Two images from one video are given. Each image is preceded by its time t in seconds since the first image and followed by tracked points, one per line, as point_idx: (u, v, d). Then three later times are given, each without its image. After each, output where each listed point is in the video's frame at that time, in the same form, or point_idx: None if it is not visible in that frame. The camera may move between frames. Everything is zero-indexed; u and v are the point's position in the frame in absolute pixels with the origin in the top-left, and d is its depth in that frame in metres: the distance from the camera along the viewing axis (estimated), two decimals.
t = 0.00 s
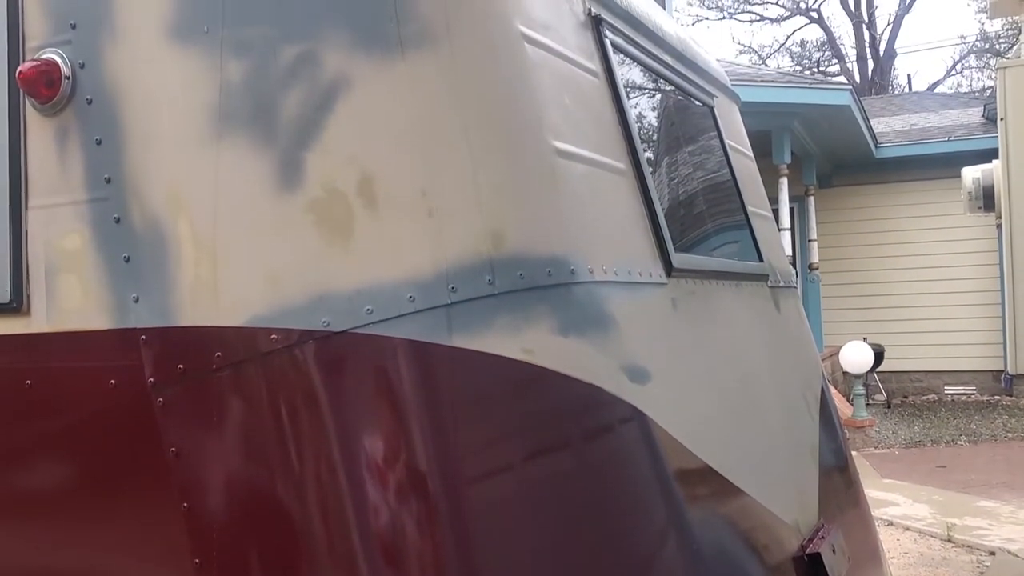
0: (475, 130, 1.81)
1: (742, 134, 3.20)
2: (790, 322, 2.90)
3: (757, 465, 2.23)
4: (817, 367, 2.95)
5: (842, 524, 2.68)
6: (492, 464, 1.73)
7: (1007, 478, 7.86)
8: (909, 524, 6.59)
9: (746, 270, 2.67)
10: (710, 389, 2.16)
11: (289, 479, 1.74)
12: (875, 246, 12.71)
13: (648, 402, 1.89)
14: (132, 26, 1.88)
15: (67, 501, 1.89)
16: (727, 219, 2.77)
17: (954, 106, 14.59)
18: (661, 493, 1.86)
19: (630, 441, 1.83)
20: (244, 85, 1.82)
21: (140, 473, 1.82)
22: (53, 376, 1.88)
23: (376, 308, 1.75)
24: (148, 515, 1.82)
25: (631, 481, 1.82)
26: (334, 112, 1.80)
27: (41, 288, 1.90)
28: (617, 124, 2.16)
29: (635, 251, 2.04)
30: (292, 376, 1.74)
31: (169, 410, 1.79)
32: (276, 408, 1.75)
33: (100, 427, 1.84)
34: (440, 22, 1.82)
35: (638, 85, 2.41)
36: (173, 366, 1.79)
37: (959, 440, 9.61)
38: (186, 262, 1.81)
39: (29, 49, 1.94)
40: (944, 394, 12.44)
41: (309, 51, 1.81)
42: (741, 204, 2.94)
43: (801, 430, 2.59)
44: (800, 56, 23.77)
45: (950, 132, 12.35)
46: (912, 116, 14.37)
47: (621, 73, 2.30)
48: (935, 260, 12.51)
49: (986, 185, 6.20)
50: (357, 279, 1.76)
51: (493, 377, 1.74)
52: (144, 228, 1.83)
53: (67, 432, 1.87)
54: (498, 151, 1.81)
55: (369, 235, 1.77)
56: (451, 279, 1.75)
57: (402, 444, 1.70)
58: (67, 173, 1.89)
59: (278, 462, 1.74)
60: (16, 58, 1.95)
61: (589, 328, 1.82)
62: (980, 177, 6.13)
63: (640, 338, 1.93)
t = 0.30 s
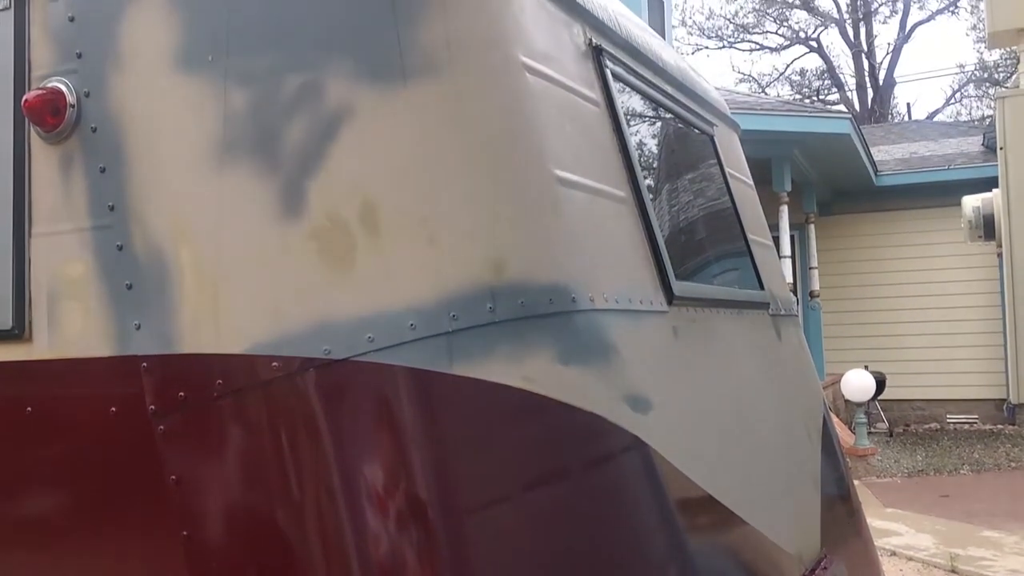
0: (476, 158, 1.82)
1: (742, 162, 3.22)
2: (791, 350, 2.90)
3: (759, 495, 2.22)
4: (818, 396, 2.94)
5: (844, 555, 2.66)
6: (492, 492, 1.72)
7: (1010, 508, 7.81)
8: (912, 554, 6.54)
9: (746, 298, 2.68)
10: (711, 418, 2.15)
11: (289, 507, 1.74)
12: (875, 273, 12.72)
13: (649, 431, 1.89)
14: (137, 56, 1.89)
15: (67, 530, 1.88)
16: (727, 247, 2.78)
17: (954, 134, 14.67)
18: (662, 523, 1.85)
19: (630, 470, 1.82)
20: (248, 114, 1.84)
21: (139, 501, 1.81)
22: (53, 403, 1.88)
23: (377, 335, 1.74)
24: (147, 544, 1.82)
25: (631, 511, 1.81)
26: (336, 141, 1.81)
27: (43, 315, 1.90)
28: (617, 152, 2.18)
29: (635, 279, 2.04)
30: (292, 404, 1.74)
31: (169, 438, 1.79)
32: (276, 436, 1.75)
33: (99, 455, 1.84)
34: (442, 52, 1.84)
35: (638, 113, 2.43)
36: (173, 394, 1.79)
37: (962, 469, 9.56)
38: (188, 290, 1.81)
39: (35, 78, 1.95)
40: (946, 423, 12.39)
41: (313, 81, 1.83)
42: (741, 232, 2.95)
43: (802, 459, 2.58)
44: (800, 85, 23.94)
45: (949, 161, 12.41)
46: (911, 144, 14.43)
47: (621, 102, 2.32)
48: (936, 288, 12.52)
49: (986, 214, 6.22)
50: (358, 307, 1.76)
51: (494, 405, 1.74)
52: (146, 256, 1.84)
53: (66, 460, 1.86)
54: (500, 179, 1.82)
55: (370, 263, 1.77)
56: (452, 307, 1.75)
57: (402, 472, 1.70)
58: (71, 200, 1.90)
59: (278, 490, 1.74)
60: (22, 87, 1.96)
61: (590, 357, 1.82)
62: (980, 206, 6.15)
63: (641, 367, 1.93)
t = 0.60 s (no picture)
0: (477, 185, 1.82)
1: (742, 188, 3.23)
2: (792, 377, 2.90)
3: (759, 522, 2.21)
4: (820, 422, 2.94)
5: None
6: (492, 519, 1.71)
7: (1013, 537, 7.75)
8: None
9: (746, 325, 2.68)
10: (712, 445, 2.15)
11: (289, 533, 1.73)
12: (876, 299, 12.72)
13: (649, 458, 1.88)
14: (142, 83, 1.91)
15: (64, 554, 1.88)
16: (727, 273, 2.79)
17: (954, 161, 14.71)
18: (663, 551, 1.84)
19: (631, 497, 1.82)
20: (251, 140, 1.85)
21: (139, 525, 1.82)
22: (53, 427, 1.88)
23: (377, 361, 1.74)
24: (145, 569, 1.83)
25: (632, 538, 1.80)
26: (339, 167, 1.82)
27: (44, 340, 1.90)
28: (617, 179, 2.19)
29: (636, 306, 2.05)
30: (293, 430, 1.75)
31: (169, 464, 1.80)
32: (275, 462, 1.75)
33: (100, 480, 1.85)
34: (444, 79, 1.85)
35: (638, 139, 2.44)
36: (173, 420, 1.80)
37: (965, 498, 9.50)
38: (190, 315, 1.82)
39: (40, 104, 1.96)
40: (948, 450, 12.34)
41: (316, 108, 1.84)
42: (741, 258, 2.95)
43: (803, 487, 2.57)
44: (800, 112, 24.06)
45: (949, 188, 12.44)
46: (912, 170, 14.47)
47: (621, 128, 2.33)
48: (937, 314, 12.50)
49: (987, 241, 6.22)
50: (359, 333, 1.76)
51: (494, 432, 1.73)
52: (148, 281, 1.85)
53: (66, 484, 1.87)
54: (501, 206, 1.83)
55: (371, 288, 1.77)
56: (452, 333, 1.76)
57: (401, 499, 1.70)
58: (73, 225, 1.91)
59: (277, 516, 1.74)
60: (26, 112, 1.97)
61: (590, 383, 1.82)
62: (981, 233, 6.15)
63: (641, 393, 1.93)
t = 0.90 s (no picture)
0: (479, 210, 1.83)
1: (742, 213, 3.24)
2: (794, 402, 2.89)
3: (761, 548, 2.20)
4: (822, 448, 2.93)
5: None
6: (492, 544, 1.70)
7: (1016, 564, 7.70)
8: None
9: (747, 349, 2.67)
10: (714, 471, 2.14)
11: (287, 558, 1.72)
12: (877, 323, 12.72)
13: (650, 484, 1.88)
14: (146, 107, 1.92)
15: None
16: (727, 297, 2.79)
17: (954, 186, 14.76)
18: None
19: (632, 523, 1.81)
20: (253, 164, 1.86)
21: (137, 549, 1.81)
22: (53, 450, 1.88)
23: (378, 385, 1.74)
24: None
25: (633, 564, 1.79)
26: (341, 192, 1.82)
27: (45, 362, 1.90)
28: (618, 203, 2.20)
29: (637, 330, 2.05)
30: (292, 454, 1.74)
31: (168, 487, 1.80)
32: (275, 486, 1.74)
33: (98, 503, 1.84)
34: (446, 105, 1.87)
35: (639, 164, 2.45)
36: (173, 444, 1.80)
37: (967, 524, 9.44)
38: (191, 338, 1.82)
39: (45, 127, 1.98)
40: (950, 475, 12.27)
41: (318, 133, 1.85)
42: (741, 282, 2.96)
43: (805, 512, 2.55)
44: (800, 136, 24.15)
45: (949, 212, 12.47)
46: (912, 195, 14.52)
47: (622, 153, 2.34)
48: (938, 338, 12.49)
49: (987, 267, 6.23)
50: (359, 357, 1.76)
51: (495, 456, 1.73)
52: (149, 304, 1.85)
53: (64, 507, 1.87)
54: (502, 230, 1.83)
55: (372, 312, 1.77)
56: (453, 357, 1.75)
57: (401, 523, 1.68)
58: (75, 248, 1.91)
59: (275, 540, 1.73)
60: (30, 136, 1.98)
61: (592, 408, 1.82)
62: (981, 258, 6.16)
63: (642, 418, 1.92)
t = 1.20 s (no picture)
0: (480, 230, 1.84)
1: (742, 233, 3.24)
2: (795, 423, 2.88)
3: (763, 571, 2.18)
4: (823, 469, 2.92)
5: None
6: (493, 565, 1.69)
7: None
8: None
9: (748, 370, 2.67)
10: (714, 492, 2.13)
11: None
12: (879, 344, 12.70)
13: (651, 505, 1.87)
14: (150, 127, 1.93)
15: None
16: (728, 317, 2.79)
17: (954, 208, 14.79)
18: None
19: (633, 545, 1.80)
20: (256, 184, 1.86)
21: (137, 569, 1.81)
22: (53, 469, 1.87)
23: (379, 405, 1.74)
24: None
25: None
26: (342, 212, 1.83)
27: (45, 381, 1.90)
28: (619, 224, 2.20)
29: (638, 351, 2.05)
30: (292, 473, 1.74)
31: (168, 507, 1.79)
32: (275, 506, 1.74)
33: (99, 522, 1.84)
34: (448, 126, 1.88)
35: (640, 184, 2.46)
36: (174, 463, 1.79)
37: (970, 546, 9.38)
38: (192, 357, 1.81)
39: (48, 147, 1.98)
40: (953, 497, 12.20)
41: (320, 154, 1.86)
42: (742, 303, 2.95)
43: (807, 534, 2.54)
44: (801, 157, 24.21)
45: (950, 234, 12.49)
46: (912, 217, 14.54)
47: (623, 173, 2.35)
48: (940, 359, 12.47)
49: (987, 289, 6.22)
50: (360, 377, 1.76)
51: (495, 477, 1.72)
52: (150, 323, 1.85)
53: (64, 526, 1.86)
54: (503, 251, 1.84)
55: (373, 332, 1.77)
56: (453, 378, 1.75)
57: (400, 544, 1.67)
58: (78, 267, 1.91)
59: (275, 560, 1.72)
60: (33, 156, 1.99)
61: (592, 429, 1.82)
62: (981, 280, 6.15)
63: (643, 440, 1.92)
